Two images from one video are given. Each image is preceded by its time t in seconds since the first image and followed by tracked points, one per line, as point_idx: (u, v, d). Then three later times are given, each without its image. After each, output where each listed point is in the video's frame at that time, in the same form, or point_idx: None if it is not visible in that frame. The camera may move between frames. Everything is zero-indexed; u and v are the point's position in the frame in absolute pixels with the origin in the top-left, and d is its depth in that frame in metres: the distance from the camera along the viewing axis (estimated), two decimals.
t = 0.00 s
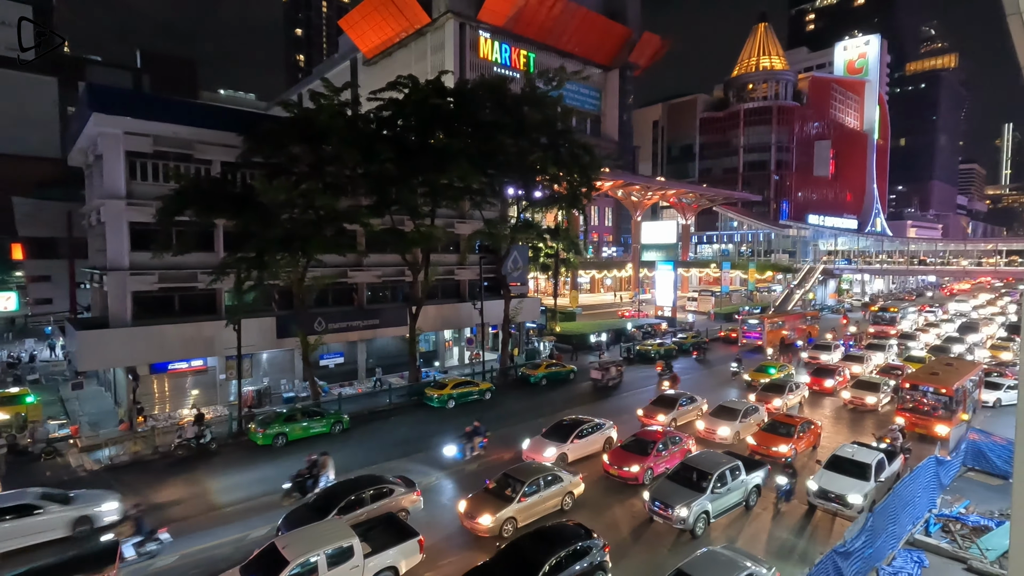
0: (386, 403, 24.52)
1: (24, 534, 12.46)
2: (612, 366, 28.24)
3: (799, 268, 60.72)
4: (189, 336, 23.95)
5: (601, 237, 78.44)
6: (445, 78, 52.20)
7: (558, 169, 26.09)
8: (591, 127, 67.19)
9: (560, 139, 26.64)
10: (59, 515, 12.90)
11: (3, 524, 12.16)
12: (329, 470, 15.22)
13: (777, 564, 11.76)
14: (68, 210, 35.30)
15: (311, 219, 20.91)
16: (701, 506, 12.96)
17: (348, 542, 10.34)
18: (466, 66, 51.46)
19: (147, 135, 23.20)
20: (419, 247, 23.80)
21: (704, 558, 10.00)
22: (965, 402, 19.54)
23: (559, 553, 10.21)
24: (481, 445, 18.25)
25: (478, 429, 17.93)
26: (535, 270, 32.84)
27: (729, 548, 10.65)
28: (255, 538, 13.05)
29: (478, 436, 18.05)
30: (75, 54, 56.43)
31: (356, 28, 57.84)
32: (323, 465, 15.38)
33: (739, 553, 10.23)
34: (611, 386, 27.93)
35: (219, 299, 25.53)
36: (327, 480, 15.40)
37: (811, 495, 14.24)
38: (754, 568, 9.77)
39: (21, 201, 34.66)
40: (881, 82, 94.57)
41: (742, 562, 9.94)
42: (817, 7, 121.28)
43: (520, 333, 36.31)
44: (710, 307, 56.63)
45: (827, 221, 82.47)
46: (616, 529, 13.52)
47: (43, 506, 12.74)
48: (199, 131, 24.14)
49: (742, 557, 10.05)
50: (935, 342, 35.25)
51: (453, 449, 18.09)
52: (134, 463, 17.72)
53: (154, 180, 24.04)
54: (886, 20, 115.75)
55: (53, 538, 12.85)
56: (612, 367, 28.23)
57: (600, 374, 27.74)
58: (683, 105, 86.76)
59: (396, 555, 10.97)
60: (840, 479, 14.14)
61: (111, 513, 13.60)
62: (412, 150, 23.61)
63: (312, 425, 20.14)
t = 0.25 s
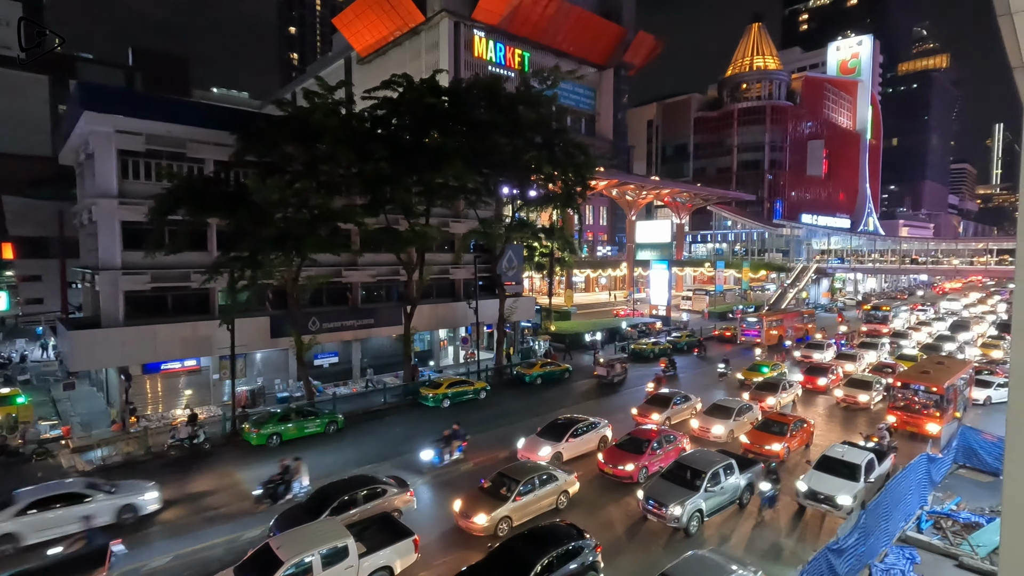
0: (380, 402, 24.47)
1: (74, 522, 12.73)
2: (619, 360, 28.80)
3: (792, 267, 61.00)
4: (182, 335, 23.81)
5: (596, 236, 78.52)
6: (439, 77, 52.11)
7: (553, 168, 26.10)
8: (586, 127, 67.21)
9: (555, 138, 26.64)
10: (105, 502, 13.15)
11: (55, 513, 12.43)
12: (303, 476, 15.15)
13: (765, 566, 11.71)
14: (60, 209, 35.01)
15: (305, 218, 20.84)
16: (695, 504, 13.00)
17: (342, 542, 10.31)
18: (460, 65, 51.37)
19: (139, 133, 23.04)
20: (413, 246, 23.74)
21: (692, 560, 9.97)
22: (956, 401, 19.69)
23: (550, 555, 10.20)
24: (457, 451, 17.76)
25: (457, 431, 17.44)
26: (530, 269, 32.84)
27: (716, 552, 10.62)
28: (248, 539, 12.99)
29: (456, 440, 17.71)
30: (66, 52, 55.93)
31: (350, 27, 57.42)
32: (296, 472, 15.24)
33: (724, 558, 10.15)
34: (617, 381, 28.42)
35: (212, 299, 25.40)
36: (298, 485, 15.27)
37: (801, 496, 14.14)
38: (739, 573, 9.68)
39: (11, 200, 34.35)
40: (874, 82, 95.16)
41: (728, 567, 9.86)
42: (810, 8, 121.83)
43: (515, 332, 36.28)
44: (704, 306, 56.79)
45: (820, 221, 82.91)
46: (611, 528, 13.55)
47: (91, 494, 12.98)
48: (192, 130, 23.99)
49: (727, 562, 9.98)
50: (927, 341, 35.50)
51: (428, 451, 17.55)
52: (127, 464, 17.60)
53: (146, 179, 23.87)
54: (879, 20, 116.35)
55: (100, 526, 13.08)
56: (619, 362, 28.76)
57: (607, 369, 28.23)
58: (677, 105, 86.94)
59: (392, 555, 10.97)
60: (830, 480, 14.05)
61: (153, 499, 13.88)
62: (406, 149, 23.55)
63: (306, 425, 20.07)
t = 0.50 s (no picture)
0: (373, 402, 24.40)
1: (129, 506, 13.73)
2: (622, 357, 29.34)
3: (784, 266, 61.37)
4: (173, 335, 23.64)
5: (589, 235, 78.59)
6: (433, 76, 51.97)
7: (546, 167, 26.13)
8: (579, 126, 67.26)
9: (548, 138, 26.67)
10: (155, 488, 14.15)
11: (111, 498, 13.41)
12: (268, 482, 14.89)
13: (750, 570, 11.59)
14: (48, 207, 34.63)
15: (297, 217, 20.76)
16: (687, 503, 13.05)
17: (335, 542, 10.27)
18: (453, 64, 51.29)
19: (129, 132, 22.86)
20: (407, 245, 23.70)
21: (676, 564, 9.83)
22: (944, 399, 19.91)
23: (538, 557, 10.17)
24: (428, 457, 17.16)
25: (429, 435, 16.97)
26: (524, 268, 32.85)
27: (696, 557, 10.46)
28: (240, 539, 12.95)
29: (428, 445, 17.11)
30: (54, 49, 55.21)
31: (342, 25, 57.52)
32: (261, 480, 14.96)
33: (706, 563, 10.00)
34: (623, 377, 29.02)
35: (204, 299, 25.24)
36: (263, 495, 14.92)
37: (786, 497, 13.99)
38: None
39: None
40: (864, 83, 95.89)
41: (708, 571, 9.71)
42: (802, 8, 122.51)
43: (509, 331, 36.26)
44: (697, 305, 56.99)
45: (812, 220, 83.48)
46: (603, 526, 13.63)
47: (142, 481, 13.99)
48: (183, 128, 23.82)
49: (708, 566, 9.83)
50: (916, 339, 35.84)
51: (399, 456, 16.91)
52: (118, 465, 17.49)
53: (136, 178, 23.67)
54: (870, 21, 117.16)
55: (151, 511, 14.09)
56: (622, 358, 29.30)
57: (611, 365, 28.84)
58: (670, 105, 87.15)
59: (385, 554, 10.95)
60: (816, 481, 13.88)
61: (199, 485, 14.85)
62: (399, 148, 23.51)
63: (298, 424, 20.02)
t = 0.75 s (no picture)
0: (367, 402, 24.31)
1: (178, 493, 14.24)
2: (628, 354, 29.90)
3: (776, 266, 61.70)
4: (164, 335, 23.47)
5: (583, 235, 78.68)
6: (426, 75, 51.88)
7: (539, 167, 26.16)
8: (573, 126, 67.35)
9: (541, 137, 26.67)
10: (200, 476, 14.67)
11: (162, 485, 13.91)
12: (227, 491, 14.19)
13: (738, 571, 11.52)
14: (37, 206, 34.28)
15: (290, 216, 20.68)
16: (679, 502, 13.11)
17: (328, 543, 10.24)
18: (447, 63, 51.20)
19: (120, 131, 22.68)
20: (400, 245, 23.65)
21: (660, 569, 9.74)
22: (933, 397, 20.08)
23: (525, 560, 10.14)
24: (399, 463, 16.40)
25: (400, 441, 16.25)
26: (517, 268, 32.86)
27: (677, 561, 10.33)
28: (233, 541, 12.89)
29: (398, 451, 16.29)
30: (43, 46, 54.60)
31: (335, 24, 57.26)
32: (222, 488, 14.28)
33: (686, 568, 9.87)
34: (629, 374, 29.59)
35: (195, 299, 25.09)
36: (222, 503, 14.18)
37: (773, 499, 13.94)
38: None
39: None
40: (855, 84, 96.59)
41: None
42: (793, 9, 123.26)
43: (502, 331, 36.28)
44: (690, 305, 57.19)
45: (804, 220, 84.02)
46: (597, 524, 13.68)
47: (189, 469, 14.50)
48: (174, 126, 23.63)
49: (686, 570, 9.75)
50: (907, 338, 36.14)
51: (368, 462, 16.15)
52: (109, 467, 17.36)
53: (127, 177, 23.48)
54: (861, 22, 118.04)
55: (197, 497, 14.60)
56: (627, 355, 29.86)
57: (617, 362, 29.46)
58: (663, 104, 87.37)
59: (379, 554, 10.93)
60: (803, 483, 13.83)
61: (241, 473, 15.35)
62: (392, 147, 23.47)
63: (291, 425, 19.94)
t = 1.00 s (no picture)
0: (360, 402, 24.20)
1: (222, 480, 15.07)
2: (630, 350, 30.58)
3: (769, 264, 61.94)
4: (155, 335, 23.30)
5: (577, 234, 78.73)
6: (420, 73, 51.79)
7: (533, 166, 26.12)
8: (567, 125, 67.37)
9: (535, 136, 26.67)
10: (241, 465, 15.56)
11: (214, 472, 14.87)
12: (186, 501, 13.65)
13: (728, 570, 11.56)
14: (26, 205, 33.91)
15: (283, 215, 20.58)
16: (670, 501, 13.14)
17: (323, 543, 10.19)
18: (441, 62, 51.05)
19: (110, 129, 22.47)
20: (394, 244, 23.56)
21: None
22: (923, 395, 20.23)
23: (514, 560, 10.10)
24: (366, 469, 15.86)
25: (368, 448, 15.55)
26: (512, 266, 32.82)
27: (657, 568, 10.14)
28: (226, 542, 12.80)
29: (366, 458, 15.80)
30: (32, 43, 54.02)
31: (329, 22, 57.58)
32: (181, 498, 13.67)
33: None
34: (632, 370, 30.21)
35: (187, 298, 24.93)
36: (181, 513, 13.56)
37: (761, 501, 13.78)
38: None
39: None
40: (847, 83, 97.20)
41: None
42: (786, 9, 123.79)
43: (497, 330, 36.27)
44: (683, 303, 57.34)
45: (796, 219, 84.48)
46: (592, 523, 13.69)
47: (231, 457, 15.38)
48: (166, 125, 23.46)
49: None
50: (898, 336, 36.44)
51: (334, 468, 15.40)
52: (100, 468, 17.22)
53: (117, 175, 23.29)
54: (852, 22, 118.73)
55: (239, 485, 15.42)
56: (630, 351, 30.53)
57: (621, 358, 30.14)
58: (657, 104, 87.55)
59: (373, 553, 10.90)
60: (791, 484, 13.71)
61: (276, 463, 16.34)
62: (386, 146, 23.38)
63: (285, 425, 19.84)
